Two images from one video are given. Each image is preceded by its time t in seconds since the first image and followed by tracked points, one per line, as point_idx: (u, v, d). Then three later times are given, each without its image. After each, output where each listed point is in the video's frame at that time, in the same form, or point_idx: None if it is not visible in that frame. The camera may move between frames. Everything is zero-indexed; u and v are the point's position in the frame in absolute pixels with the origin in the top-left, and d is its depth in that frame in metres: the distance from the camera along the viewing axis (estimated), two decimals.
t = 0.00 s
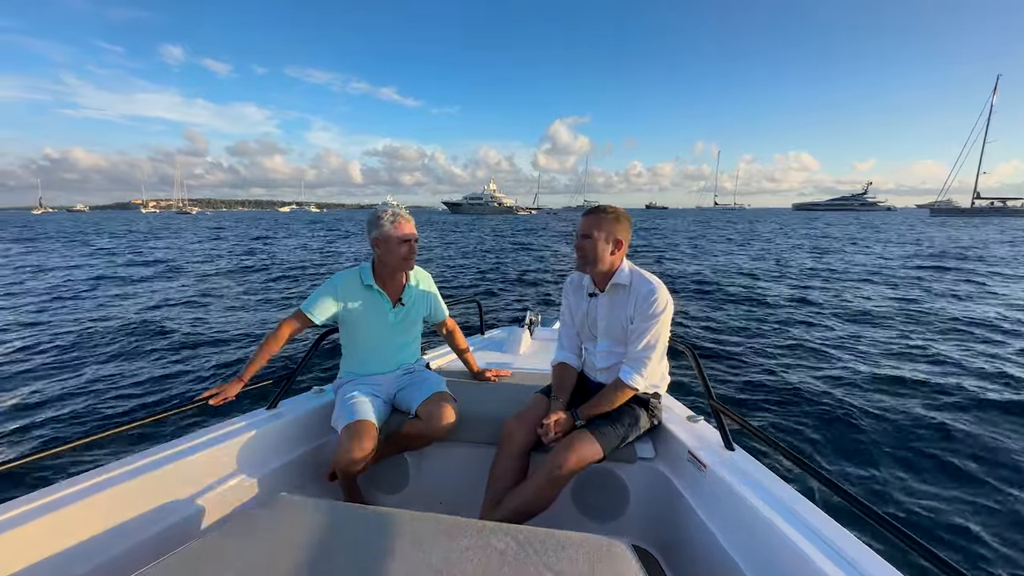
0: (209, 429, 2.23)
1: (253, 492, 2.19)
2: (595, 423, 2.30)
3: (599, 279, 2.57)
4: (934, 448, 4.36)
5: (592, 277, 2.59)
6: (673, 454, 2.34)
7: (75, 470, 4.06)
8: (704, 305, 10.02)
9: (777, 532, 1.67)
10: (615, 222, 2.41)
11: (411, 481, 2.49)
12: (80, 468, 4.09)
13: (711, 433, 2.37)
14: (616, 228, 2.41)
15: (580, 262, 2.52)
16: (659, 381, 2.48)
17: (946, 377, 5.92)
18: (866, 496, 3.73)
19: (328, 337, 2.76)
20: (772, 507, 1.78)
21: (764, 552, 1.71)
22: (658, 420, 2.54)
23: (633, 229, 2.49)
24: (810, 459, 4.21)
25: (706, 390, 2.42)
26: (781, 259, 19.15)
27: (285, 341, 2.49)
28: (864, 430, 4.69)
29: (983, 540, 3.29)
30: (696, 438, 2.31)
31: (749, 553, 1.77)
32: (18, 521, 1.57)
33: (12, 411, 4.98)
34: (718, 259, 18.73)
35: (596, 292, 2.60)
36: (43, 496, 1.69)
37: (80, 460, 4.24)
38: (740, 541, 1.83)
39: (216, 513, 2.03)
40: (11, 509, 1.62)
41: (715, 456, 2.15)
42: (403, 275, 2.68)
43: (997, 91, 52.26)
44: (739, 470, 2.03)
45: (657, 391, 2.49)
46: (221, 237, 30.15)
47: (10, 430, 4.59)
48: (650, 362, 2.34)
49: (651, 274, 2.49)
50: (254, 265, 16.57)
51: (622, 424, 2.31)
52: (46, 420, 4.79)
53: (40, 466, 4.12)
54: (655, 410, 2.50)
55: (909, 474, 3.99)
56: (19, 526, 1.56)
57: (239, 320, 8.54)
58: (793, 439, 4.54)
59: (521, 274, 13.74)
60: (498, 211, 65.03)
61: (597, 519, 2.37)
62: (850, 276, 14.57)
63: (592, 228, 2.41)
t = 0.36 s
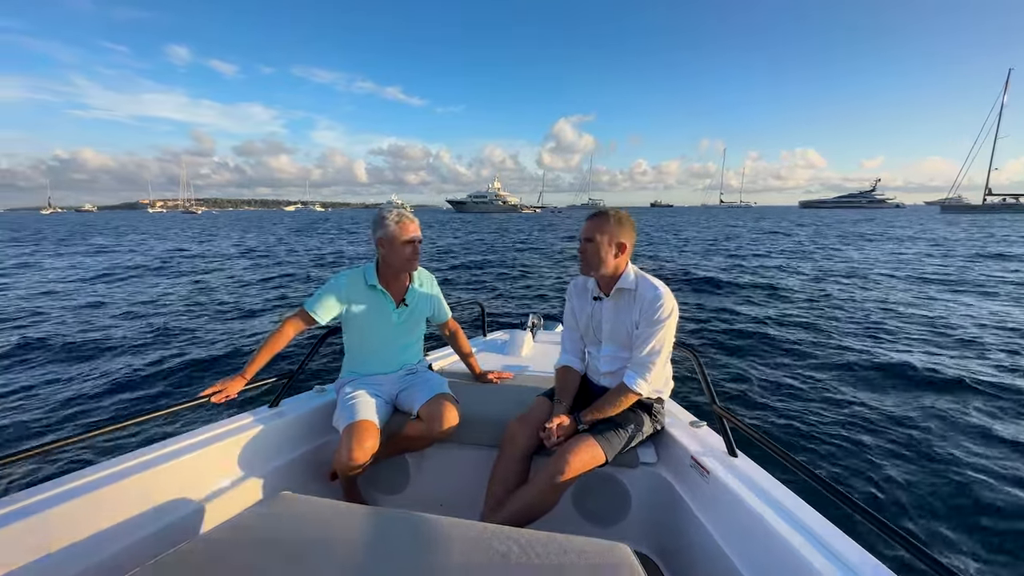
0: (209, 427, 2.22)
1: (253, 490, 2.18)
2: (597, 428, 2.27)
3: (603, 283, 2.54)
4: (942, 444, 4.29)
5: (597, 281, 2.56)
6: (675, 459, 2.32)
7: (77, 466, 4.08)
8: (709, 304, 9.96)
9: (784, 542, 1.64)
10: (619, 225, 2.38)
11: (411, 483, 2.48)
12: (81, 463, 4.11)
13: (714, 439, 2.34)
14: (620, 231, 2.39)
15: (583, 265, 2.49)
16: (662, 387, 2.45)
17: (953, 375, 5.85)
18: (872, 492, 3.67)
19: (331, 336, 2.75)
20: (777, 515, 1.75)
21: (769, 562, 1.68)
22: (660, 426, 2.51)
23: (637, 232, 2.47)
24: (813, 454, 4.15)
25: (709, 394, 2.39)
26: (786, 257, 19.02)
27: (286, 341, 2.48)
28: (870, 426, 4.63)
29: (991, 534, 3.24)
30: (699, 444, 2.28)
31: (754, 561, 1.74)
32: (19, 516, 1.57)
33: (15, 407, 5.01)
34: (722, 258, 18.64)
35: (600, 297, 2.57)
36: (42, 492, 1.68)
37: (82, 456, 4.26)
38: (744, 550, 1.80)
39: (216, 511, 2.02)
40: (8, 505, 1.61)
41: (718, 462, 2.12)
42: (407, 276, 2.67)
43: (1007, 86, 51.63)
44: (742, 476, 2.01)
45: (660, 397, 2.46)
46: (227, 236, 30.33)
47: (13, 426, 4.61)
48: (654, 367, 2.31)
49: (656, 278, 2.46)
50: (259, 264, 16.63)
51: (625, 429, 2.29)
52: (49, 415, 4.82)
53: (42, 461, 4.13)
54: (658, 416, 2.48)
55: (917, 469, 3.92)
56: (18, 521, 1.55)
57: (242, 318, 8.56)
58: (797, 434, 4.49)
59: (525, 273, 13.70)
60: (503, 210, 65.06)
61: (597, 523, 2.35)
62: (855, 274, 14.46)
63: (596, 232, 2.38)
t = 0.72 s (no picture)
0: (216, 426, 2.21)
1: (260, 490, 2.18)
2: (606, 428, 2.25)
3: (611, 283, 2.52)
4: (951, 440, 4.26)
5: (605, 281, 2.54)
6: (685, 459, 2.30)
7: (83, 465, 4.09)
8: (714, 302, 9.91)
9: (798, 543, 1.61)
10: (627, 224, 2.36)
11: (419, 483, 2.47)
12: (88, 464, 4.12)
13: (725, 439, 2.32)
14: (628, 230, 2.36)
15: (590, 265, 2.46)
16: (671, 387, 2.43)
17: (964, 373, 5.79)
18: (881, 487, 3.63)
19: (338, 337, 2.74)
20: (791, 516, 1.73)
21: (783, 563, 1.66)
22: (670, 426, 2.49)
23: (645, 230, 2.45)
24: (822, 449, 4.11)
25: (719, 394, 2.37)
26: (791, 254, 18.91)
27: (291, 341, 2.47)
28: (879, 422, 4.59)
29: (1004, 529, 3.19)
30: (709, 444, 2.27)
31: (767, 562, 1.73)
32: (27, 515, 1.56)
33: (24, 407, 5.04)
34: (727, 255, 18.55)
35: (608, 296, 2.55)
36: (48, 491, 1.68)
37: (88, 456, 4.27)
38: (756, 550, 1.79)
39: (223, 510, 2.02)
40: (15, 504, 1.60)
41: (730, 462, 2.10)
42: (414, 276, 2.65)
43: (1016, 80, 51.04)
44: (754, 476, 1.99)
45: (669, 397, 2.44)
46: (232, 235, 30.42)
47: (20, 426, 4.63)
48: (663, 367, 2.29)
49: (664, 278, 2.43)
50: (263, 263, 16.68)
51: (635, 430, 2.27)
52: (56, 416, 4.84)
53: (49, 461, 4.15)
54: (668, 416, 2.46)
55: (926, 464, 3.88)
56: (26, 521, 1.54)
57: (247, 318, 8.58)
58: (804, 430, 4.45)
59: (529, 272, 13.67)
60: (506, 208, 65.01)
61: (606, 524, 2.33)
62: (862, 271, 14.36)
63: (603, 231, 2.36)
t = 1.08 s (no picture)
0: (218, 431, 2.18)
1: (264, 491, 2.15)
2: (610, 429, 2.22)
3: (613, 282, 2.49)
4: (955, 441, 4.23)
5: (607, 280, 2.51)
6: (690, 459, 2.27)
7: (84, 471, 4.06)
8: (717, 301, 9.86)
9: (804, 543, 1.59)
10: (627, 223, 2.33)
11: (422, 485, 2.45)
12: (89, 471, 4.10)
13: (730, 438, 2.29)
14: (628, 229, 2.33)
15: (591, 265, 2.43)
16: (676, 386, 2.40)
17: (969, 372, 5.76)
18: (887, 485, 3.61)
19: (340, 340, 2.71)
20: (798, 516, 1.70)
21: (789, 565, 1.63)
22: (674, 425, 2.46)
23: (646, 229, 2.41)
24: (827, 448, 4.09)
25: (723, 392, 2.34)
26: (793, 251, 18.84)
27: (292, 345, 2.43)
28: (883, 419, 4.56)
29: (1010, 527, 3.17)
30: (714, 444, 2.24)
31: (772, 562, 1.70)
32: (28, 524, 1.54)
33: (26, 410, 5.03)
34: (729, 253, 18.48)
35: (610, 296, 2.52)
36: (47, 500, 1.64)
37: (89, 463, 4.25)
38: (761, 549, 1.76)
39: (228, 514, 1.99)
40: (11, 514, 1.56)
41: (734, 461, 2.07)
42: (415, 278, 2.62)
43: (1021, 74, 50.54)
44: (759, 475, 1.96)
45: (674, 396, 2.41)
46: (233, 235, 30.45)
47: (21, 431, 4.61)
48: (669, 367, 2.25)
49: (666, 276, 2.40)
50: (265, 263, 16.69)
51: (638, 429, 2.24)
52: (56, 421, 4.82)
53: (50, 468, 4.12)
54: (672, 415, 2.43)
55: (931, 464, 3.86)
56: (27, 530, 1.52)
57: (248, 319, 8.56)
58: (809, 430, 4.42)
59: (530, 270, 13.65)
60: (508, 206, 65.00)
61: (611, 525, 2.30)
62: (864, 268, 14.31)
63: (604, 231, 2.33)
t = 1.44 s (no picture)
0: (216, 433, 2.17)
1: (263, 490, 2.14)
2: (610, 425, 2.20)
3: (611, 278, 2.48)
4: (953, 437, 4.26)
5: (605, 276, 2.50)
6: (689, 455, 2.26)
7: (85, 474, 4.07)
8: (718, 299, 9.86)
9: (803, 538, 1.57)
10: (619, 220, 2.30)
11: (421, 484, 2.44)
12: (90, 474, 4.11)
13: (729, 433, 2.28)
14: (620, 227, 2.30)
15: (587, 261, 2.42)
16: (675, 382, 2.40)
17: (970, 371, 5.75)
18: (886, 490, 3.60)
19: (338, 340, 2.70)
20: (797, 511, 1.69)
21: (787, 559, 1.62)
22: (673, 421, 2.45)
23: (642, 225, 2.39)
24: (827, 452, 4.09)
25: (722, 388, 2.33)
26: (796, 249, 18.79)
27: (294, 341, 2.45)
28: (884, 423, 4.55)
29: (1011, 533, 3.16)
30: (713, 439, 2.23)
31: (770, 557, 1.69)
32: (26, 528, 1.53)
33: (30, 412, 5.06)
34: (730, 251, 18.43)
35: (609, 292, 2.51)
36: (45, 505, 1.63)
37: (90, 466, 4.26)
38: (760, 544, 1.75)
39: (228, 512, 1.98)
40: (8, 520, 1.55)
41: (733, 456, 2.06)
42: (408, 278, 2.62)
43: None
44: (758, 470, 1.95)
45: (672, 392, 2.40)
46: (236, 236, 30.55)
47: (23, 434, 4.62)
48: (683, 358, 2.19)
49: (666, 270, 2.39)
50: (268, 263, 16.76)
51: (637, 425, 2.22)
52: (58, 423, 4.83)
53: (52, 471, 4.13)
54: (671, 411, 2.42)
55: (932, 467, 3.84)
56: (26, 534, 1.51)
57: (249, 320, 8.58)
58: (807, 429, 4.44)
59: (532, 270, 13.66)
60: (510, 205, 65.02)
61: (612, 523, 2.29)
62: (866, 265, 14.26)
63: (597, 228, 2.32)
